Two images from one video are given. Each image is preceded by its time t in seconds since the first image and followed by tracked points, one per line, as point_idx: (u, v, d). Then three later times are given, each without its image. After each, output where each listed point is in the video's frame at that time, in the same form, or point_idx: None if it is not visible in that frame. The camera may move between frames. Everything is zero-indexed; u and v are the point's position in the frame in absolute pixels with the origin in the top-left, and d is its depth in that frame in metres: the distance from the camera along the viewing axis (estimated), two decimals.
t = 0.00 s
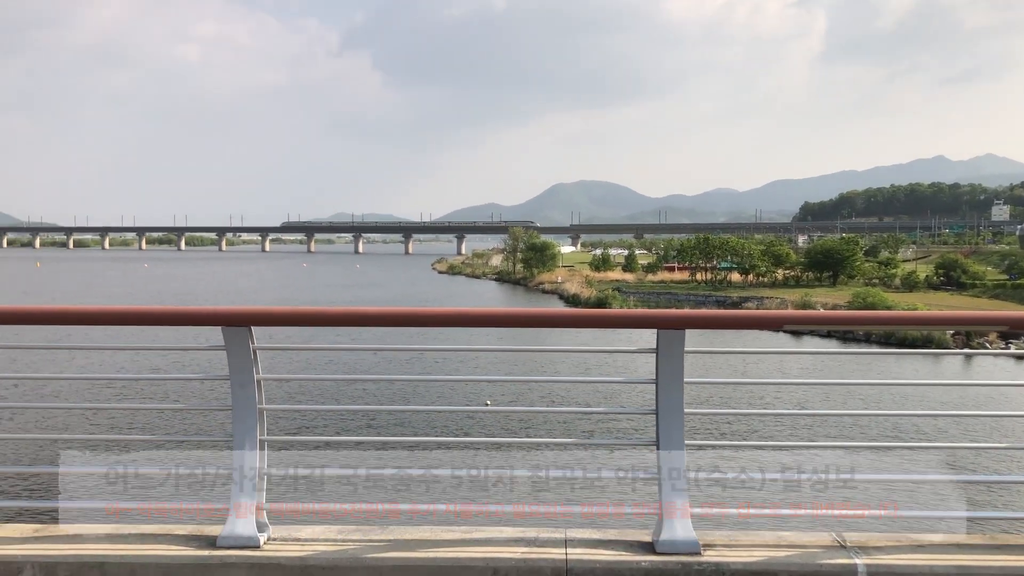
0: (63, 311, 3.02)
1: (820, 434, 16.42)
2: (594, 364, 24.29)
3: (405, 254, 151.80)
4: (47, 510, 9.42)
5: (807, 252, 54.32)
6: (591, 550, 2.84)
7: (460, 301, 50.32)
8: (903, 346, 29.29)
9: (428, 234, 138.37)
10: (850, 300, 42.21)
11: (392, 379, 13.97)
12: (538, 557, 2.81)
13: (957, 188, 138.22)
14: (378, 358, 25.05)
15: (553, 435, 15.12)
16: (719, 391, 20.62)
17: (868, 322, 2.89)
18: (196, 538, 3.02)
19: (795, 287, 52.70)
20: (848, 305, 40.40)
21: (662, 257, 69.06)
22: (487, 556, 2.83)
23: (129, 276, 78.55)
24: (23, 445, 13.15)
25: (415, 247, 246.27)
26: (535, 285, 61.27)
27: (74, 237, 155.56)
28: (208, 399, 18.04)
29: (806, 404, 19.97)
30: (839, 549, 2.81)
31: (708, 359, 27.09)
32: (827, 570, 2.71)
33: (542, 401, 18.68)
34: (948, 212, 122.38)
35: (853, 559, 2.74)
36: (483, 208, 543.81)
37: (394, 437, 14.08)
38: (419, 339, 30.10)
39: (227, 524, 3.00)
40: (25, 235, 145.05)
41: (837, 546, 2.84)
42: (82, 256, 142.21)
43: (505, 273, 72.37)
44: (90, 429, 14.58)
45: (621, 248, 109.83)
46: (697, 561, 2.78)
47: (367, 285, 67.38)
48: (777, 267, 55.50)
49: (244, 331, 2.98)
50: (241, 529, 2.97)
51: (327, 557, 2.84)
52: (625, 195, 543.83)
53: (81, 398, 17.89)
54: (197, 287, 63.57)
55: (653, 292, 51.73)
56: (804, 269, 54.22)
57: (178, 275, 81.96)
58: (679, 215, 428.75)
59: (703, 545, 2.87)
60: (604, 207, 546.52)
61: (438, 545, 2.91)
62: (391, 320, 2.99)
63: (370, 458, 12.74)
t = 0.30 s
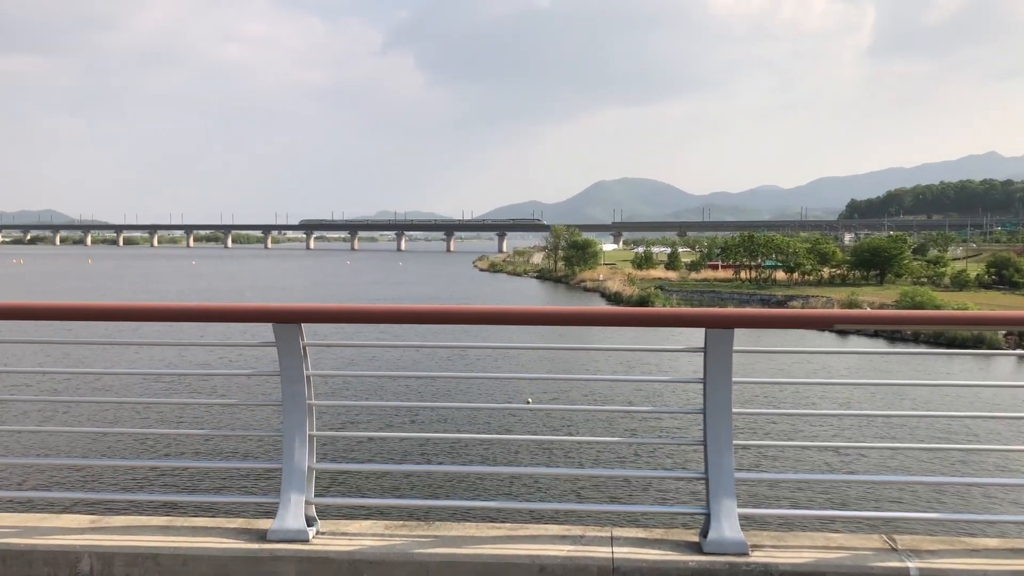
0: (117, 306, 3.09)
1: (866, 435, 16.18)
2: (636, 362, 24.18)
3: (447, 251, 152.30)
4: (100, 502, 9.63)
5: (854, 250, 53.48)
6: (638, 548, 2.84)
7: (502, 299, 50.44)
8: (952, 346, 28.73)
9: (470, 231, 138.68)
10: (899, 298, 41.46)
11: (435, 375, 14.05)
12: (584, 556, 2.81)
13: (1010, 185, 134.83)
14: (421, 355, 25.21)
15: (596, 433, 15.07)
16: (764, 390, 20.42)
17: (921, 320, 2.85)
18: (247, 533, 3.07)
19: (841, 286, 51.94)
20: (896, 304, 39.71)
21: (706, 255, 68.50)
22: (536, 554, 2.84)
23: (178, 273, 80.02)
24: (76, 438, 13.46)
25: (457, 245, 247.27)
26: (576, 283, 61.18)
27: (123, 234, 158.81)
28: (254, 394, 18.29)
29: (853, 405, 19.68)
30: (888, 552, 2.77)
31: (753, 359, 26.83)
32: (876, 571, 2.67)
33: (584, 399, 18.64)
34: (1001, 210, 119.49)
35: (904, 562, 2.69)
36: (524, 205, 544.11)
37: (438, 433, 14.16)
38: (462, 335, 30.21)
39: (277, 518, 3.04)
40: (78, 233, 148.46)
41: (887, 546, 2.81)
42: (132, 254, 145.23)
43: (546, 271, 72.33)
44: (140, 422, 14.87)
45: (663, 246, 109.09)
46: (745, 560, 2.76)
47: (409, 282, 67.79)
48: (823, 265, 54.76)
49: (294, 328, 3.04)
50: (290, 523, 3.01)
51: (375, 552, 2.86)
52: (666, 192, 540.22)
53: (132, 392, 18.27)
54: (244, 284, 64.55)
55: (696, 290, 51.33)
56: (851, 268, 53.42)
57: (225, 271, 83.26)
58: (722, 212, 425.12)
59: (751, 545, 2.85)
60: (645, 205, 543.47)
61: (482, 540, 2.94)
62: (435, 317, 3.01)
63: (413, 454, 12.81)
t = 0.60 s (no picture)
0: (161, 306, 3.15)
1: (909, 437, 15.92)
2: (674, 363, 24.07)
3: (483, 251, 152.53)
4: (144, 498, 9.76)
5: (895, 250, 52.59)
6: (678, 549, 2.83)
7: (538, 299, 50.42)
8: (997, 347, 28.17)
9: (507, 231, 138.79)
10: (942, 299, 40.74)
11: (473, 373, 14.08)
12: (624, 555, 2.80)
13: None
14: (458, 355, 25.31)
15: (634, 434, 15.00)
16: (804, 392, 20.19)
17: (967, 322, 2.80)
18: (288, 529, 3.10)
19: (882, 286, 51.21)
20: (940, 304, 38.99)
21: (744, 255, 67.88)
22: (581, 553, 2.84)
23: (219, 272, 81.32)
24: (120, 434, 13.70)
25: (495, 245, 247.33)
26: (613, 283, 60.95)
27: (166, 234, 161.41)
28: (293, 392, 18.47)
29: (895, 407, 19.36)
30: (933, 555, 2.73)
31: (792, 360, 26.56)
32: (920, 574, 2.64)
33: (622, 400, 18.58)
34: None
35: (949, 566, 2.66)
36: (560, 206, 543.52)
37: (475, 432, 14.20)
38: (499, 335, 30.26)
39: (317, 515, 3.07)
40: (121, 233, 151.09)
41: (932, 550, 2.78)
42: (175, 253, 147.58)
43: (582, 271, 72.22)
44: (182, 419, 15.09)
45: (701, 246, 108.24)
46: (785, 562, 2.74)
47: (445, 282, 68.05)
48: (864, 265, 53.97)
49: (335, 327, 3.07)
50: (331, 520, 3.04)
51: (414, 550, 2.88)
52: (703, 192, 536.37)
53: (173, 390, 18.53)
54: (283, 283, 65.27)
55: (734, 291, 50.90)
56: (892, 268, 52.55)
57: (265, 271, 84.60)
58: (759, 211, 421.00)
59: (792, 548, 2.82)
60: (681, 204, 540.04)
61: (522, 540, 2.95)
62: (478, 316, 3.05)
63: (451, 453, 12.85)
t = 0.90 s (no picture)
0: (198, 305, 3.19)
1: (948, 439, 15.67)
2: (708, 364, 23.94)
3: (515, 252, 152.58)
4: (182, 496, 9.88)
5: (933, 250, 51.63)
6: (714, 553, 2.80)
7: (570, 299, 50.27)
8: None
9: (539, 232, 138.60)
10: (981, 300, 40.03)
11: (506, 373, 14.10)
12: (659, 556, 2.79)
13: None
14: (491, 355, 25.34)
15: (668, 435, 14.93)
16: (840, 393, 19.98)
17: (1010, 322, 2.76)
18: (324, 529, 3.13)
19: (920, 287, 50.43)
20: (979, 305, 38.29)
21: (779, 255, 67.29)
22: (618, 555, 2.83)
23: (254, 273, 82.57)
24: (158, 433, 13.85)
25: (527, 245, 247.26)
26: (646, 284, 60.65)
27: (203, 236, 163.52)
28: (327, 391, 18.62)
29: (932, 408, 19.08)
30: (975, 561, 2.69)
31: (829, 361, 26.26)
32: None
33: (655, 401, 18.49)
34: None
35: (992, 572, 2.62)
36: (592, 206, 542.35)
37: (508, 432, 14.22)
38: (533, 335, 30.23)
39: (353, 515, 3.09)
40: (158, 234, 153.21)
41: (972, 555, 2.74)
42: (210, 254, 149.14)
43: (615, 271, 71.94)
44: (217, 418, 15.22)
45: (735, 246, 107.35)
46: (824, 566, 2.71)
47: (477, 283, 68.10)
48: (901, 265, 53.19)
49: (370, 326, 3.09)
50: (367, 520, 3.06)
51: (449, 549, 2.89)
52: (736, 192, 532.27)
53: (209, 388, 18.73)
54: (318, 284, 65.83)
55: (769, 291, 50.46)
56: (930, 268, 51.68)
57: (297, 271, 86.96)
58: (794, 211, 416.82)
59: (831, 551, 2.79)
60: (714, 204, 536.42)
61: (558, 541, 2.94)
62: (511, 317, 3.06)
63: (484, 453, 12.87)
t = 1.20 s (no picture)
0: (237, 306, 3.24)
1: (990, 443, 15.40)
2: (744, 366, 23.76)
3: (548, 253, 152.47)
4: (221, 493, 9.99)
5: (974, 251, 50.66)
6: (753, 557, 2.78)
7: (604, 300, 50.15)
8: None
9: (572, 233, 138.37)
10: None
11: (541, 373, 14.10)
12: (696, 558, 2.78)
13: None
14: (526, 356, 25.33)
15: (703, 437, 14.81)
16: (879, 396, 19.71)
17: None
18: (362, 527, 3.15)
19: (960, 288, 49.55)
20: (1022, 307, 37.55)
21: (816, 256, 66.59)
22: (654, 557, 2.82)
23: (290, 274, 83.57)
24: (197, 433, 14.02)
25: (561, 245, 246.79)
26: (681, 284, 60.24)
27: (240, 237, 165.59)
28: (363, 390, 18.75)
29: (974, 411, 18.76)
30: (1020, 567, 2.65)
31: (867, 363, 25.93)
32: None
33: (690, 403, 18.37)
34: None
35: None
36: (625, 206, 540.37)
37: (543, 432, 14.20)
38: (567, 336, 30.19)
39: (391, 515, 3.12)
40: (197, 235, 155.32)
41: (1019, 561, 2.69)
42: (246, 256, 150.76)
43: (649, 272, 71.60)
44: (255, 418, 15.38)
45: (771, 246, 106.30)
46: (863, 569, 2.69)
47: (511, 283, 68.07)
48: (941, 266, 52.33)
49: (407, 326, 3.12)
50: (405, 518, 3.08)
51: (487, 549, 2.90)
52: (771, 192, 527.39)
53: (247, 388, 18.94)
54: (353, 284, 66.36)
55: (806, 292, 49.91)
56: (971, 269, 50.73)
57: (331, 271, 89.94)
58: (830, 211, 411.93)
59: (872, 555, 2.76)
60: (749, 204, 531.93)
61: (597, 542, 2.94)
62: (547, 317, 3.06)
63: (518, 453, 12.87)
